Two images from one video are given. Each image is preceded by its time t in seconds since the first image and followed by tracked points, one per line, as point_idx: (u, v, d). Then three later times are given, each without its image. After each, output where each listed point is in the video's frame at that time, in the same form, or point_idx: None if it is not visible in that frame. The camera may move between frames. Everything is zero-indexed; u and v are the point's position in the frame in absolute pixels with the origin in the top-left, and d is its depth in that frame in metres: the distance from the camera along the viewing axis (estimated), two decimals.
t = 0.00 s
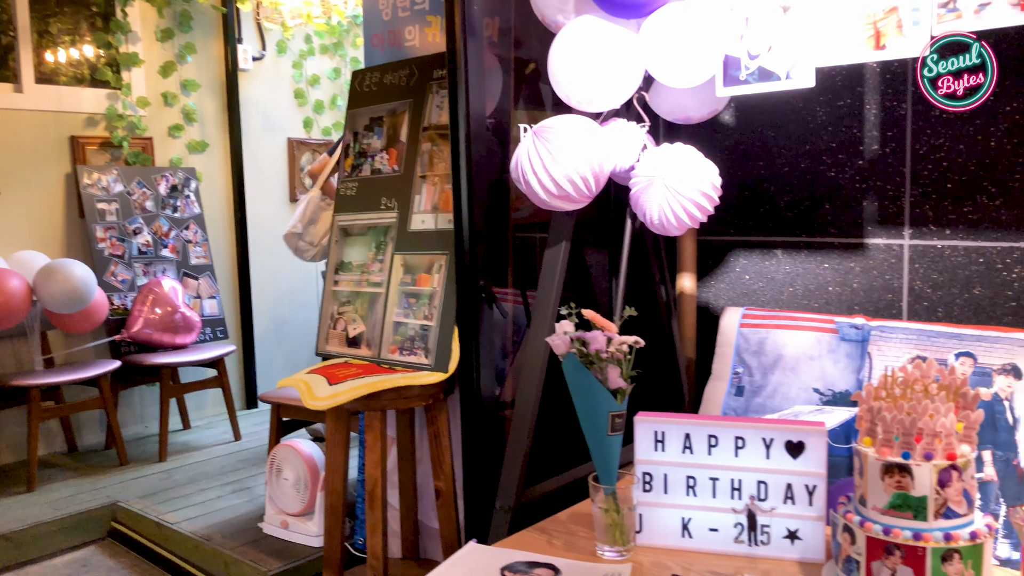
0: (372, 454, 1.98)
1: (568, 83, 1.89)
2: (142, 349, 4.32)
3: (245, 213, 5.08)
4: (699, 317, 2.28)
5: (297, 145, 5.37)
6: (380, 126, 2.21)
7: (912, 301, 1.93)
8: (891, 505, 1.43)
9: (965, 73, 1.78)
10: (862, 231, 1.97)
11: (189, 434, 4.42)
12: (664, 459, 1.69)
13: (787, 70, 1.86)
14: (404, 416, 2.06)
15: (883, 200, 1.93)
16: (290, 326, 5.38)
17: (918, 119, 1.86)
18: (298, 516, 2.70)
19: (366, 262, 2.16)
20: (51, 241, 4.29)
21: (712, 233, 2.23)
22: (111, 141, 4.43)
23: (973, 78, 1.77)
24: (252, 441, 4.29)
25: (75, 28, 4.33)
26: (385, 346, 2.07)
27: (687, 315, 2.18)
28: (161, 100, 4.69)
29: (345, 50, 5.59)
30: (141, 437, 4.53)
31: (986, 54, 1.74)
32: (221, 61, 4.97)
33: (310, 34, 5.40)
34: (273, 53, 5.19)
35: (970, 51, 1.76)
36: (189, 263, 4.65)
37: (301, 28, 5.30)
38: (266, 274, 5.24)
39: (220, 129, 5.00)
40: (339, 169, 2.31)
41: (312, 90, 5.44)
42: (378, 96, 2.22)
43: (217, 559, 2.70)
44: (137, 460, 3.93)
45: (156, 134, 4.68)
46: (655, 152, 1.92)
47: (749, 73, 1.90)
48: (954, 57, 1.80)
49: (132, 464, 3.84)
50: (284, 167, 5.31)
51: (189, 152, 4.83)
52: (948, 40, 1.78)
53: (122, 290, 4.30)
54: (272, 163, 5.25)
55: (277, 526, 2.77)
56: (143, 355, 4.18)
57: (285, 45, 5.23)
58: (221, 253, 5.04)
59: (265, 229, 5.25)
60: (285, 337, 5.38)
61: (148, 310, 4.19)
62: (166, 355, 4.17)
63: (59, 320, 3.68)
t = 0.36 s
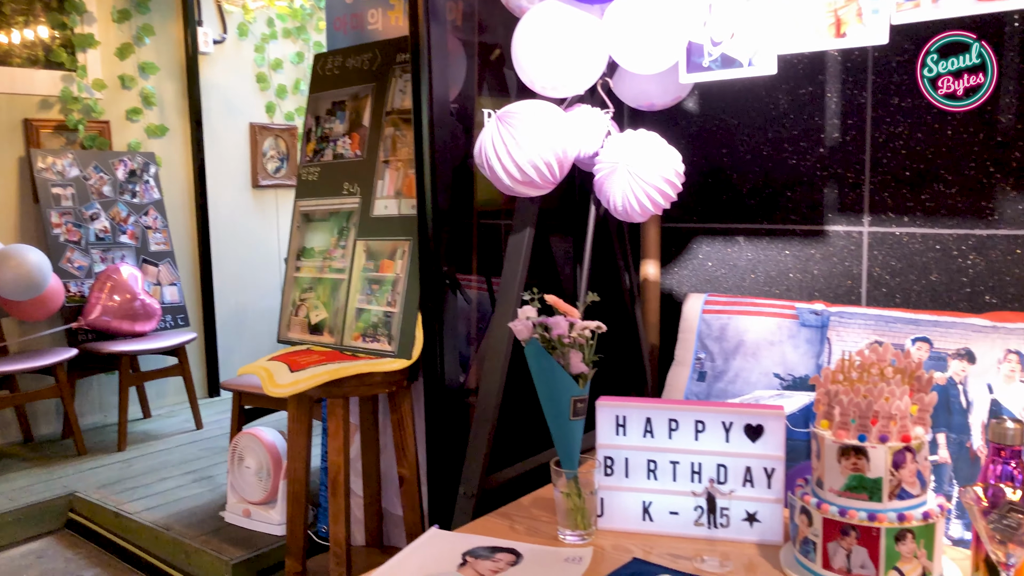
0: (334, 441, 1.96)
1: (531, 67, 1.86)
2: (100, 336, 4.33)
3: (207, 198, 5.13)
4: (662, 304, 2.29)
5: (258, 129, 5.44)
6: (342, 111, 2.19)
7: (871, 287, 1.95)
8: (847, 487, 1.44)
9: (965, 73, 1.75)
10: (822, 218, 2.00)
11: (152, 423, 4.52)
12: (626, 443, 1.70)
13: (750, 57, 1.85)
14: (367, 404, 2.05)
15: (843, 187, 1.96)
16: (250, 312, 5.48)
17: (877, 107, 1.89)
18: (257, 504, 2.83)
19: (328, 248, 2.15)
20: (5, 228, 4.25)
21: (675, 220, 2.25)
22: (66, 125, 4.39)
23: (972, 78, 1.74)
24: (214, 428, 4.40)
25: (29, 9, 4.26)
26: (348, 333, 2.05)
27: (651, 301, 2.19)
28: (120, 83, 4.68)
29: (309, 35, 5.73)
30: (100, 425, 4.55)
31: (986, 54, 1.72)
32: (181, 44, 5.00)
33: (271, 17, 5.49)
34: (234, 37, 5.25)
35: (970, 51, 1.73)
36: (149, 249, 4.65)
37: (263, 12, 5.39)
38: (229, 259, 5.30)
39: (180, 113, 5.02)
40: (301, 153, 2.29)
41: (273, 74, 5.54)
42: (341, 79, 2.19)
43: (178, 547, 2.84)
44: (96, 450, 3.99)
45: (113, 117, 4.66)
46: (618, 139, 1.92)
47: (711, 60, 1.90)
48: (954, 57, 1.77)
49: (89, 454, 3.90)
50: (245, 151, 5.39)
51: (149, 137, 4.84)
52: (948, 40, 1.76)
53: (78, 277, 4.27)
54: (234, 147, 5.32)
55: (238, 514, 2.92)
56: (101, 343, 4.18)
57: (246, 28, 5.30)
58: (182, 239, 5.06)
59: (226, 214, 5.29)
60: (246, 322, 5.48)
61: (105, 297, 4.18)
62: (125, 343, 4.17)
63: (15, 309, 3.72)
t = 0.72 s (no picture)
0: (300, 426, 1.94)
1: (500, 50, 1.84)
2: (60, 322, 4.31)
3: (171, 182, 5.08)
4: (629, 287, 2.30)
5: (223, 112, 5.39)
6: (306, 92, 2.16)
7: (835, 270, 1.97)
8: (809, 466, 1.45)
9: (965, 73, 1.72)
10: (787, 202, 2.01)
11: (115, 410, 4.52)
12: (593, 425, 1.70)
13: (715, 40, 1.83)
14: (334, 389, 2.04)
15: (808, 171, 1.97)
16: (215, 298, 5.46)
17: (842, 91, 1.90)
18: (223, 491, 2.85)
19: (292, 232, 2.14)
20: None
21: (642, 203, 2.25)
22: (23, 106, 4.33)
23: (973, 78, 1.71)
24: (180, 415, 4.40)
25: None
26: (313, 318, 2.04)
27: (618, 284, 2.20)
28: (77, 63, 4.62)
29: (273, 16, 5.70)
30: (61, 413, 4.52)
31: (987, 54, 1.69)
32: (142, 24, 4.93)
33: None
34: (197, 18, 5.20)
35: (970, 51, 1.71)
36: (110, 233, 4.63)
37: None
38: (193, 242, 5.28)
39: (141, 95, 4.96)
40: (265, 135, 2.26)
41: (238, 56, 5.51)
42: (306, 60, 2.16)
43: (140, 534, 2.87)
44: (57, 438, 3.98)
45: (71, 98, 4.61)
46: (585, 122, 1.92)
47: (677, 43, 1.88)
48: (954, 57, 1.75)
49: (49, 442, 3.89)
50: (209, 135, 5.33)
51: (109, 119, 4.77)
52: (947, 40, 1.73)
53: (37, 262, 4.27)
54: (197, 129, 5.26)
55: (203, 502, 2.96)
56: (61, 328, 4.15)
57: (209, 9, 5.26)
58: (144, 225, 5.01)
59: (190, 199, 5.24)
60: (211, 308, 5.46)
61: (65, 282, 4.15)
62: (86, 329, 4.10)
63: None
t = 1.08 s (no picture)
0: (264, 407, 1.93)
1: (464, 25, 1.79)
2: (19, 305, 4.19)
3: (130, 161, 5.02)
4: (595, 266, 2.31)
5: (184, 91, 5.33)
6: (268, 69, 2.13)
7: (798, 248, 1.99)
8: (771, 439, 1.46)
9: (965, 73, 1.70)
10: (752, 180, 2.02)
11: (77, 393, 4.49)
12: (559, 400, 1.71)
13: (680, 16, 1.83)
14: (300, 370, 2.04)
15: (772, 149, 1.98)
16: (178, 280, 5.43)
17: (806, 69, 1.91)
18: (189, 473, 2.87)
19: (255, 211, 2.13)
20: None
21: (608, 182, 2.25)
22: None
23: (973, 78, 1.68)
24: (142, 397, 4.38)
25: None
26: (277, 299, 2.04)
27: (585, 264, 2.24)
28: (31, 40, 4.58)
29: None
30: (21, 398, 4.49)
31: (987, 54, 1.67)
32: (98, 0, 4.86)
33: None
34: None
35: (970, 50, 1.69)
36: (68, 214, 4.55)
37: None
38: (155, 223, 5.22)
39: (98, 72, 4.89)
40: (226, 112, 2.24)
41: (198, 33, 5.42)
42: (267, 36, 2.13)
43: (105, 519, 2.87)
44: (16, 422, 3.96)
45: (26, 75, 4.57)
46: (551, 99, 1.90)
47: (643, 19, 1.87)
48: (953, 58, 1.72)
49: (8, 426, 3.89)
50: (169, 112, 5.27)
51: (64, 96, 4.71)
52: (948, 39, 1.71)
53: None
54: (157, 108, 5.19)
55: (168, 484, 2.98)
56: (19, 311, 4.04)
57: None
58: (104, 206, 4.96)
59: (151, 180, 5.18)
60: (174, 290, 5.42)
61: (21, 264, 4.09)
62: (45, 312, 4.03)
63: None
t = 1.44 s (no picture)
0: (231, 384, 1.92)
1: None
2: None
3: (92, 137, 4.94)
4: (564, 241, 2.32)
5: (145, 65, 5.26)
6: (230, 42, 2.12)
7: (765, 222, 2.00)
8: (735, 409, 1.47)
9: (965, 73, 1.68)
10: (719, 154, 2.02)
11: (40, 373, 4.45)
12: (526, 374, 1.71)
13: None
14: (267, 347, 2.06)
15: (739, 123, 1.98)
16: (143, 259, 5.41)
17: (773, 43, 1.91)
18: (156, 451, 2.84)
19: (219, 186, 2.14)
20: None
21: (577, 156, 2.26)
22: None
23: (974, 78, 1.67)
24: (108, 377, 4.34)
25: None
26: (242, 276, 2.05)
27: (554, 241, 2.25)
28: None
29: None
30: None
31: (987, 54, 1.66)
32: None
33: None
34: None
35: (970, 50, 1.67)
36: (27, 191, 4.52)
37: None
38: (118, 201, 5.17)
39: (57, 46, 4.79)
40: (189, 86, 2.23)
41: (160, 6, 5.35)
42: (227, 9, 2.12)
43: (71, 500, 2.86)
44: None
45: None
46: (518, 71, 1.88)
47: None
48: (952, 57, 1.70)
49: None
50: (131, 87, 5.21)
51: (22, 70, 4.60)
52: (948, 40, 1.69)
53: None
54: (118, 82, 5.12)
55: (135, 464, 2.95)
56: None
57: None
58: (65, 186, 4.86)
59: (113, 157, 5.11)
60: (138, 269, 5.39)
61: None
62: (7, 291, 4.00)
63: None
